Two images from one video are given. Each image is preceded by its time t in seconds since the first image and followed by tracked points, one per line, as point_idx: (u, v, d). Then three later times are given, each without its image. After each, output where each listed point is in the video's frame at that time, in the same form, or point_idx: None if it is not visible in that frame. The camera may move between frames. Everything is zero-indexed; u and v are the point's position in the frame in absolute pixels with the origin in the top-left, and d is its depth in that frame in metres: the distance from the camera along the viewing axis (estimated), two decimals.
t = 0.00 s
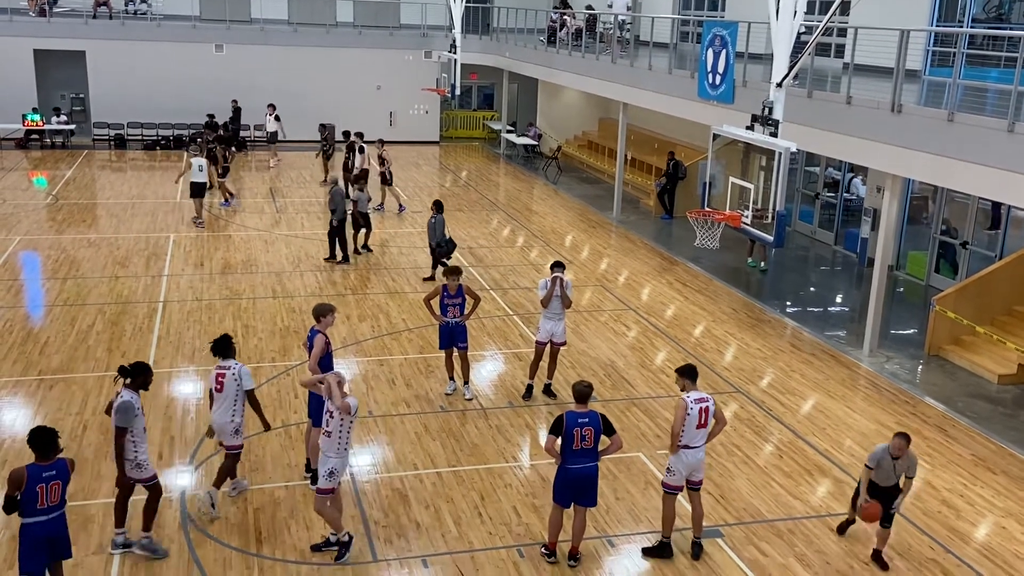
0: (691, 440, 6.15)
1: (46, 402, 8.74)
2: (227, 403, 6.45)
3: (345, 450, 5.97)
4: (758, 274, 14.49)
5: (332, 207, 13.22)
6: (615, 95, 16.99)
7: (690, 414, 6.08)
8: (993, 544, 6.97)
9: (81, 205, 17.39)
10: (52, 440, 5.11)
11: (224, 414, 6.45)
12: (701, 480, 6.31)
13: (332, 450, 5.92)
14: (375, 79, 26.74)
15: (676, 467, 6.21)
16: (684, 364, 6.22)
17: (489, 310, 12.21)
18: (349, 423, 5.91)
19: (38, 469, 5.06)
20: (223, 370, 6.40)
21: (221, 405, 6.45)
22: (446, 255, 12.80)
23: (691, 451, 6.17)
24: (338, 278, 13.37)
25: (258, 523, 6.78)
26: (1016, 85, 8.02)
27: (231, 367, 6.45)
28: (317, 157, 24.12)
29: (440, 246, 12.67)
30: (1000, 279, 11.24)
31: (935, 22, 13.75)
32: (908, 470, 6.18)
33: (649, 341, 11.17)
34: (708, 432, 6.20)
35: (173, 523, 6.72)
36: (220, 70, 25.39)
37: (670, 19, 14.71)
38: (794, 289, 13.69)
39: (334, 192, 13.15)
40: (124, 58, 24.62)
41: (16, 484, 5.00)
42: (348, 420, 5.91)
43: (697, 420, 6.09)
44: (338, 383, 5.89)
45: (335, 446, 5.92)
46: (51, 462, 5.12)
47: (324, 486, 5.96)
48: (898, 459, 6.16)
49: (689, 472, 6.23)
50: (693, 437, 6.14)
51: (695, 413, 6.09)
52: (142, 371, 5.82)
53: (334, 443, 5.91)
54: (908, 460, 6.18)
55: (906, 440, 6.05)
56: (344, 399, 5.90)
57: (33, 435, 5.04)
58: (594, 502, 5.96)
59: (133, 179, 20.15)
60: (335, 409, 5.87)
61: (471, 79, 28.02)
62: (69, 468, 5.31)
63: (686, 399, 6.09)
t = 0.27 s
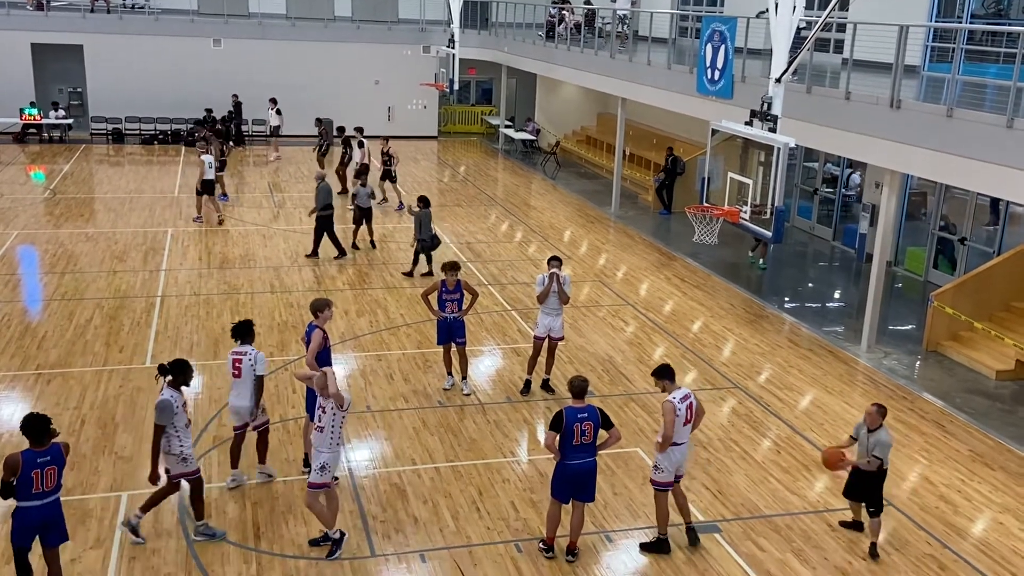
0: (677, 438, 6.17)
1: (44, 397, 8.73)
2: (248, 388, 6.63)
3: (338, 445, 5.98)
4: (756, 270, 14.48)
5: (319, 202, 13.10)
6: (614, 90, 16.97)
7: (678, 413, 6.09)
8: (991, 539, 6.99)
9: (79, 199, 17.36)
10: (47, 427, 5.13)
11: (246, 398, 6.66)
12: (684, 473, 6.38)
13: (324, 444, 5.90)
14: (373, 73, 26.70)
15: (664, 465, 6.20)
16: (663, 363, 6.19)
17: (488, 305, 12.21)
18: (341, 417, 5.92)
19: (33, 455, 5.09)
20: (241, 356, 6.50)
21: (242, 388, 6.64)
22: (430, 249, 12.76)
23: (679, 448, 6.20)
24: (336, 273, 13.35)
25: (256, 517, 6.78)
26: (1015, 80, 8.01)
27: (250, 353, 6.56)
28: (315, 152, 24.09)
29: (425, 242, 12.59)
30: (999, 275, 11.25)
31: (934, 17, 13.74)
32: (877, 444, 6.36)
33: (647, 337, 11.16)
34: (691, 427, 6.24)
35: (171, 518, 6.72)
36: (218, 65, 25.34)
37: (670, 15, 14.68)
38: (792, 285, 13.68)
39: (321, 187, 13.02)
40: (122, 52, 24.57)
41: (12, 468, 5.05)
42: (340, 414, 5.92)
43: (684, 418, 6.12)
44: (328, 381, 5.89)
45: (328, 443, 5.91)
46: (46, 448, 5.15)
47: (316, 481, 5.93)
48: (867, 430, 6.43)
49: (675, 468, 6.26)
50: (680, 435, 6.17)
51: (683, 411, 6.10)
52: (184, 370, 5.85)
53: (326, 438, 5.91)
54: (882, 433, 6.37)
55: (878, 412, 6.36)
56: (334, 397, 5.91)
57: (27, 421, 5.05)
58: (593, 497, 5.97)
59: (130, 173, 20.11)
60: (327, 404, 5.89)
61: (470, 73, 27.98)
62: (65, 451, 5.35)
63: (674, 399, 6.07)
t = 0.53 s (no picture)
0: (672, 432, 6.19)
1: (41, 393, 8.72)
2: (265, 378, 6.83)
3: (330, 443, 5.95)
4: (754, 267, 14.48)
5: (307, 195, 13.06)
6: (612, 87, 16.95)
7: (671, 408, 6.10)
8: (988, 537, 7.00)
9: (76, 195, 17.33)
10: (32, 418, 5.11)
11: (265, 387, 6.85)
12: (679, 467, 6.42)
13: (316, 443, 5.88)
14: (371, 69, 26.67)
15: (661, 461, 6.21)
16: (650, 360, 6.19)
17: (485, 301, 12.21)
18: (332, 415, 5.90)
19: (20, 446, 5.09)
20: (258, 349, 6.70)
21: (259, 378, 6.84)
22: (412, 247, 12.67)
23: (674, 443, 6.22)
24: (334, 269, 13.34)
25: (252, 514, 6.78)
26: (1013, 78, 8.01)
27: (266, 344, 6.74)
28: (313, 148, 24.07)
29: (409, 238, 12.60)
30: (996, 272, 11.25)
31: (933, 14, 13.75)
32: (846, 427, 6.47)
33: (644, 334, 11.17)
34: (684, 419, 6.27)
35: (168, 514, 6.72)
36: (215, 61, 25.29)
37: (668, 12, 14.65)
38: (790, 283, 13.67)
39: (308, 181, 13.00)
40: (119, 47, 24.52)
41: None
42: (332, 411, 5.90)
43: (677, 413, 6.15)
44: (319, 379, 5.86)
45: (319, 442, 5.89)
46: (33, 439, 5.15)
47: (315, 480, 5.93)
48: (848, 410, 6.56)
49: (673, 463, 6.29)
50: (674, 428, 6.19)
51: (675, 405, 6.12)
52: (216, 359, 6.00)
53: (317, 436, 5.89)
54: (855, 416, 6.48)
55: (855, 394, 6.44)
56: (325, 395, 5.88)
57: (12, 413, 5.04)
58: (590, 493, 5.98)
59: (128, 169, 20.08)
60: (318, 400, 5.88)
61: (468, 70, 27.96)
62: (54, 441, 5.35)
63: (665, 395, 6.09)
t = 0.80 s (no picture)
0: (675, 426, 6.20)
1: (37, 389, 8.71)
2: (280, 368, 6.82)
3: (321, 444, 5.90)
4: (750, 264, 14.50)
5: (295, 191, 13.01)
6: (610, 85, 16.94)
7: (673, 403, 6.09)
8: (983, 535, 7.01)
9: (73, 191, 17.30)
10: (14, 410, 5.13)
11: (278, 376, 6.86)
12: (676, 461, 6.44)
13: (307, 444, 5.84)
14: (369, 66, 26.64)
15: (663, 456, 6.23)
16: (643, 355, 6.18)
17: (483, 299, 12.20)
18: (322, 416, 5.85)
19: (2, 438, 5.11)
20: (273, 336, 6.70)
21: (269, 366, 6.84)
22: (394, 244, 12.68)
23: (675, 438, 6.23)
24: (331, 266, 13.33)
25: (249, 510, 6.78)
26: (1011, 76, 8.02)
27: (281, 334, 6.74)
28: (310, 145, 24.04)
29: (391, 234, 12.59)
30: (992, 270, 11.27)
31: (930, 12, 13.78)
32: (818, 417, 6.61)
33: (641, 331, 11.17)
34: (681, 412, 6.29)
35: (165, 511, 6.72)
36: (213, 57, 25.25)
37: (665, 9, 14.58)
38: (787, 281, 13.67)
39: (297, 177, 12.94)
40: (117, 44, 24.48)
41: None
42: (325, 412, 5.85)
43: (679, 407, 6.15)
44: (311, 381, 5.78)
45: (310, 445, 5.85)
46: (16, 430, 5.17)
47: (309, 481, 5.90)
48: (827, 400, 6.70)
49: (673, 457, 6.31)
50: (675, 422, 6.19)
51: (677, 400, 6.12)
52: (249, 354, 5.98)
53: (307, 436, 5.85)
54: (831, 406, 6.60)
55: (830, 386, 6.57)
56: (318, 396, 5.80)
57: None
58: (586, 489, 5.98)
59: (125, 165, 20.05)
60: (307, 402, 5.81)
61: (465, 67, 27.92)
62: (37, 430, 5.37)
63: (666, 389, 6.08)
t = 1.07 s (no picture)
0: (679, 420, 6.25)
1: (34, 386, 8.70)
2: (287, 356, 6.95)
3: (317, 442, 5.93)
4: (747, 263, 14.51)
5: (281, 189, 12.98)
6: (608, 83, 16.92)
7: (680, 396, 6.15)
8: (978, 533, 7.02)
9: (70, 187, 17.27)
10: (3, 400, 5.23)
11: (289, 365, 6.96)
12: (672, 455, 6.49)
13: (297, 445, 5.82)
14: (366, 63, 26.61)
15: (667, 452, 6.26)
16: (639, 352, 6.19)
17: (480, 296, 12.20)
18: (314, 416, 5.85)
19: None
20: (279, 326, 6.80)
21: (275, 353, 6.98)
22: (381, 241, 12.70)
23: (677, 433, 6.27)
24: (328, 263, 13.32)
25: (246, 507, 6.78)
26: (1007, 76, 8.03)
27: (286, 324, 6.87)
28: (307, 142, 24.02)
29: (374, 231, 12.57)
30: (989, 269, 11.29)
31: (927, 11, 13.77)
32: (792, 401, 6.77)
33: (639, 329, 11.18)
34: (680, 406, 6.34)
35: (161, 508, 6.71)
36: (209, 54, 25.21)
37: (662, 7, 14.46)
38: (784, 279, 13.68)
39: (285, 175, 12.85)
40: (114, 41, 24.45)
41: None
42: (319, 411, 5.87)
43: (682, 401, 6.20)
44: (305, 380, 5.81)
45: (303, 447, 5.84)
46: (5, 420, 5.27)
47: (301, 481, 5.90)
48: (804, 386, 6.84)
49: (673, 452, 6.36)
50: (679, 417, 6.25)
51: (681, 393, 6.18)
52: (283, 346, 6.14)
53: (296, 438, 5.83)
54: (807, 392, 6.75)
55: (806, 372, 6.68)
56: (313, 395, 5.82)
57: None
58: (583, 487, 5.98)
59: (121, 162, 20.01)
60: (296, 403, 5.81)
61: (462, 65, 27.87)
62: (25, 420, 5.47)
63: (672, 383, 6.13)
